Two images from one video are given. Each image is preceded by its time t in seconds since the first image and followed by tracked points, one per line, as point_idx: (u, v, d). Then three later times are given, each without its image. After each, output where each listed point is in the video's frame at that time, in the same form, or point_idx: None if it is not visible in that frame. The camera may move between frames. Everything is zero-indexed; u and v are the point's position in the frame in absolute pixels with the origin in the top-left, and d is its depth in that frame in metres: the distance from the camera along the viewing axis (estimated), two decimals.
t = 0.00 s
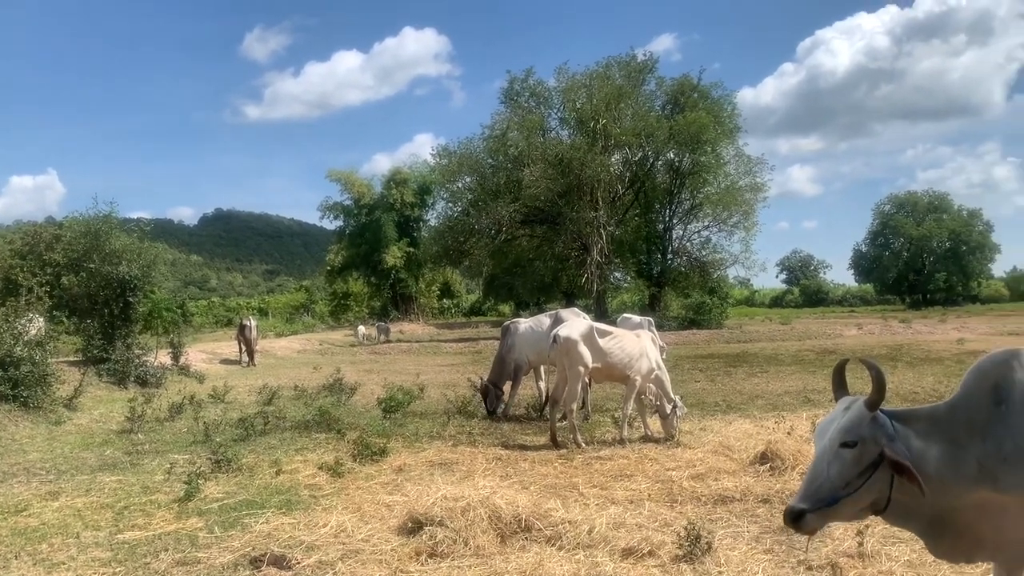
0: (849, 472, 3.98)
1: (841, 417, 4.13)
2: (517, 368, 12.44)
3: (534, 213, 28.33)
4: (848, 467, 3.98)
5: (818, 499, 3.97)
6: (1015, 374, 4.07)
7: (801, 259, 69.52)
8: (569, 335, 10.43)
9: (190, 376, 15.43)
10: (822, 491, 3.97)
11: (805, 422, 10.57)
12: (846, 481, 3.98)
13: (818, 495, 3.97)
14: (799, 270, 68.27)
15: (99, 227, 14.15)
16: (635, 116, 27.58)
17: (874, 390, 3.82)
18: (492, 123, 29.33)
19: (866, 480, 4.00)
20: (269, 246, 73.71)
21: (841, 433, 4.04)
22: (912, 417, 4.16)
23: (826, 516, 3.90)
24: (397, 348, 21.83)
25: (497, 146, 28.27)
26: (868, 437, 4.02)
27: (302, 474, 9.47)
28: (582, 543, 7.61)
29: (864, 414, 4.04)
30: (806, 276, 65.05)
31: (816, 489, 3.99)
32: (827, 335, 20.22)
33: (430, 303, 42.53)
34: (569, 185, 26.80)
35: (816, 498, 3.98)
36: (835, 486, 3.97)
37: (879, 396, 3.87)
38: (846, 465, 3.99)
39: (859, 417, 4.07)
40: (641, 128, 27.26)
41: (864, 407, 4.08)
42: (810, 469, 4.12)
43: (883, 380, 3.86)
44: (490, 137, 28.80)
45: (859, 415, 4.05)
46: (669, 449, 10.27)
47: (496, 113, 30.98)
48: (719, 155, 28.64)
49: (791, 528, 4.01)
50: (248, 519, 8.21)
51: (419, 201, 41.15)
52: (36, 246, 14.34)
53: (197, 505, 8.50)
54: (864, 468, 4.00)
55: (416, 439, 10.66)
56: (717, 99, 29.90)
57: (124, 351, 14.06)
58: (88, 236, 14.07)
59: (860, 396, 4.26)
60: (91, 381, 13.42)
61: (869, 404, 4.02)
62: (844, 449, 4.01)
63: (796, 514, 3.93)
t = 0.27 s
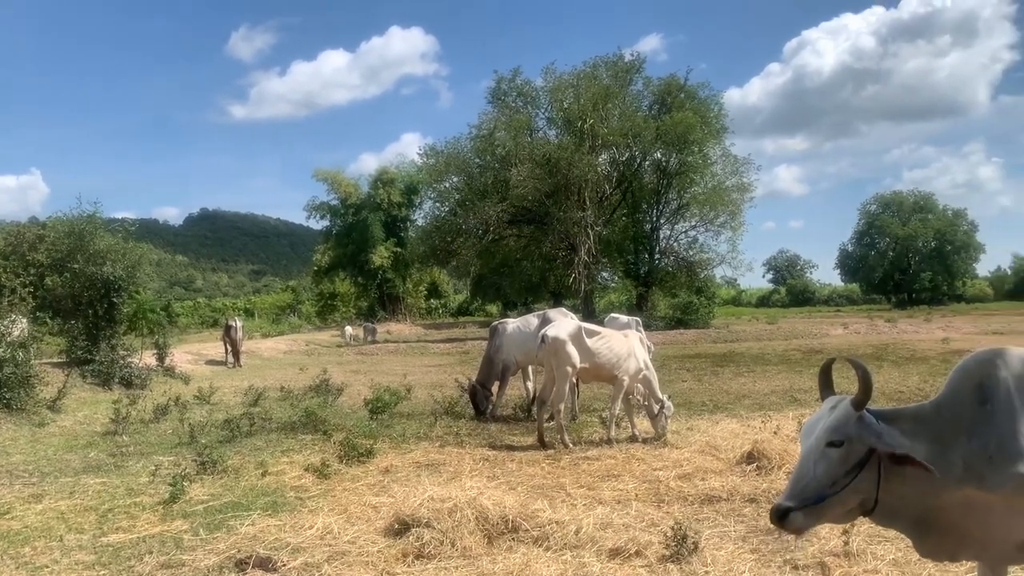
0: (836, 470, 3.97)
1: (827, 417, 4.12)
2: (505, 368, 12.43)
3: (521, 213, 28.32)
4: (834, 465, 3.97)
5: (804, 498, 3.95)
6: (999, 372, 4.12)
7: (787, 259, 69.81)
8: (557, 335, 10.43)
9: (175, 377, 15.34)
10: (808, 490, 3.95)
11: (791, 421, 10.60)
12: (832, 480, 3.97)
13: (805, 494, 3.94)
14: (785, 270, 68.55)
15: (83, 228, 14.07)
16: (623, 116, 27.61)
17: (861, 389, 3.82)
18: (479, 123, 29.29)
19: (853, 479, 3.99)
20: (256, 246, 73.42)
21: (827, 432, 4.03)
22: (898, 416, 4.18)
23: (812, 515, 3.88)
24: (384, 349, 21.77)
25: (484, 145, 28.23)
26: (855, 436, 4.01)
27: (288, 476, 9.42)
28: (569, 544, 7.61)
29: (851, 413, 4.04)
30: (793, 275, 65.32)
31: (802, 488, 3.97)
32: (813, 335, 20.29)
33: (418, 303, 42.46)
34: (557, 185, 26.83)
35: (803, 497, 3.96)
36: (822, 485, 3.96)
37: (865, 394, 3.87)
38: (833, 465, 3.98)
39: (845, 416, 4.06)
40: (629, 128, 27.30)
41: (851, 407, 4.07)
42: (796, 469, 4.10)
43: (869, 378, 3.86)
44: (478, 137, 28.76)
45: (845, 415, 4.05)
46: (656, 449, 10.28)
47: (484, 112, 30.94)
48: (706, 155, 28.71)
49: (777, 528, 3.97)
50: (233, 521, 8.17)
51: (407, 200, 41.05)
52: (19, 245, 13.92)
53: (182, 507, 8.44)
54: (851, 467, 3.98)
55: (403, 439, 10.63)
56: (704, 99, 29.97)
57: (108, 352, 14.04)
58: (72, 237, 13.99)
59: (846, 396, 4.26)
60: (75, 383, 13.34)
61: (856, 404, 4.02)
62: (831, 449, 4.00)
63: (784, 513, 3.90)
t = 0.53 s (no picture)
0: (827, 467, 3.97)
1: (820, 413, 4.11)
2: (497, 366, 12.43)
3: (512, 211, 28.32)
4: (826, 462, 3.96)
5: (796, 495, 3.94)
6: (988, 368, 4.16)
7: (777, 256, 70.09)
8: (548, 333, 10.42)
9: (166, 376, 15.29)
10: (799, 486, 3.94)
11: (782, 417, 10.65)
12: (823, 476, 3.97)
13: (795, 490, 3.94)
14: (776, 267, 68.78)
15: (72, 227, 14.06)
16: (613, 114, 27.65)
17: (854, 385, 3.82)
18: (470, 121, 29.27)
19: (844, 475, 3.99)
20: (246, 245, 73.25)
21: (819, 428, 4.02)
22: (888, 412, 4.22)
23: (804, 511, 3.87)
24: (375, 347, 21.74)
25: (475, 143, 28.21)
26: (846, 432, 4.01)
27: (279, 475, 9.42)
28: (561, 541, 7.63)
29: (843, 410, 4.04)
30: (784, 272, 65.53)
31: (794, 485, 3.96)
32: (803, 331, 20.36)
33: (410, 302, 42.43)
34: (548, 183, 26.85)
35: (794, 493, 3.95)
36: (813, 481, 3.96)
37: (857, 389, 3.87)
38: (825, 461, 3.98)
39: (837, 412, 4.06)
40: (620, 126, 27.36)
41: (843, 402, 4.07)
42: (787, 464, 4.09)
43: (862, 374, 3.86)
44: (469, 135, 28.74)
45: (837, 411, 4.05)
46: (648, 446, 10.30)
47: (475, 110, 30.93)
48: (696, 152, 28.77)
49: (768, 524, 3.96)
50: (224, 520, 8.16)
51: (398, 199, 41.00)
52: (8, 243, 13.96)
53: (173, 507, 8.43)
54: (843, 464, 3.99)
55: (395, 438, 10.63)
56: (695, 97, 30.05)
57: (98, 351, 13.90)
58: (61, 235, 13.94)
59: (837, 392, 4.26)
60: (64, 383, 13.26)
61: (848, 400, 4.01)
62: (822, 445, 3.99)
63: (775, 510, 3.89)
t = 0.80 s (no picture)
0: (833, 464, 4.00)
1: (823, 410, 4.14)
2: (498, 363, 12.43)
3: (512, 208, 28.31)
4: (831, 459, 4.00)
5: (803, 492, 3.97)
6: (988, 363, 4.17)
7: (777, 252, 70.08)
8: (549, 330, 10.40)
9: (166, 374, 15.27)
10: (807, 484, 3.97)
11: (782, 414, 10.65)
12: (829, 474, 4.00)
13: (802, 488, 3.97)
14: (776, 264, 68.77)
15: (71, 225, 14.06)
16: (612, 111, 27.73)
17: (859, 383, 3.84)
18: (469, 118, 29.24)
19: (849, 472, 4.03)
20: (246, 242, 73.22)
21: (824, 425, 4.05)
22: (890, 408, 4.25)
23: (811, 510, 3.90)
24: (375, 344, 21.73)
25: (475, 140, 28.19)
26: (852, 429, 4.04)
27: (280, 472, 9.42)
28: (562, 538, 7.64)
29: (847, 407, 4.07)
30: (784, 269, 65.54)
31: (800, 482, 3.99)
32: (803, 328, 20.36)
33: (410, 299, 42.43)
34: (547, 180, 26.87)
35: (800, 491, 3.98)
36: (819, 479, 3.99)
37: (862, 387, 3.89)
38: (830, 458, 4.01)
39: (841, 409, 4.09)
40: (619, 123, 27.45)
41: (847, 399, 4.09)
42: (792, 462, 4.12)
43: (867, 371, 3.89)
44: (468, 132, 28.69)
45: (841, 408, 4.08)
46: (648, 442, 10.31)
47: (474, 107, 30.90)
48: (696, 149, 28.79)
49: (776, 522, 3.99)
50: (225, 517, 8.16)
51: (397, 196, 40.97)
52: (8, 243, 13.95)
53: (173, 505, 8.43)
54: (847, 461, 4.02)
55: (395, 435, 10.62)
56: (694, 93, 30.03)
57: (98, 349, 13.94)
58: (61, 234, 13.94)
59: (840, 390, 4.29)
60: (64, 381, 13.28)
61: (852, 397, 4.04)
62: (828, 442, 4.02)
63: (783, 508, 3.92)
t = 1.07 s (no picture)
0: (842, 460, 4.04)
1: (834, 407, 4.17)
2: (505, 361, 12.47)
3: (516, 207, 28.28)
4: (841, 456, 4.03)
5: (811, 488, 4.01)
6: (999, 361, 4.15)
7: (783, 250, 70.00)
8: (556, 328, 10.41)
9: (174, 372, 15.32)
10: (815, 480, 4.01)
11: (789, 411, 10.66)
12: (838, 470, 4.04)
13: (811, 484, 4.01)
14: (781, 262, 68.69)
15: (79, 223, 14.10)
16: (618, 108, 27.65)
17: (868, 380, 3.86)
18: (474, 116, 29.24)
19: (859, 468, 4.05)
20: (252, 240, 73.37)
21: (834, 422, 4.08)
22: (901, 406, 4.27)
23: (820, 505, 3.94)
24: (380, 342, 21.76)
25: (480, 138, 28.23)
26: (862, 426, 4.06)
27: (287, 469, 9.45)
28: (569, 535, 7.66)
29: (857, 403, 4.10)
30: (790, 266, 65.46)
31: (809, 478, 4.03)
32: (810, 326, 20.33)
33: (415, 297, 42.53)
34: (552, 178, 26.82)
35: (809, 487, 4.02)
36: (828, 475, 4.03)
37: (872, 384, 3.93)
38: (839, 454, 4.05)
39: (852, 406, 4.12)
40: (624, 120, 27.36)
41: (858, 397, 4.12)
42: (802, 458, 4.16)
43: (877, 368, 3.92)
44: (473, 130, 28.73)
45: (851, 405, 4.10)
46: (654, 440, 10.33)
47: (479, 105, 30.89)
48: (701, 146, 28.82)
49: (784, 517, 4.03)
50: (233, 514, 8.20)
51: (402, 194, 41.03)
52: (16, 240, 14.08)
53: (181, 502, 8.46)
54: (857, 457, 4.05)
55: (402, 432, 10.65)
56: (699, 91, 30.03)
57: (106, 347, 14.01)
58: (69, 232, 14.00)
59: (850, 387, 4.32)
60: (72, 378, 13.32)
61: (862, 394, 4.07)
62: (837, 438, 4.06)
63: (791, 504, 3.96)
